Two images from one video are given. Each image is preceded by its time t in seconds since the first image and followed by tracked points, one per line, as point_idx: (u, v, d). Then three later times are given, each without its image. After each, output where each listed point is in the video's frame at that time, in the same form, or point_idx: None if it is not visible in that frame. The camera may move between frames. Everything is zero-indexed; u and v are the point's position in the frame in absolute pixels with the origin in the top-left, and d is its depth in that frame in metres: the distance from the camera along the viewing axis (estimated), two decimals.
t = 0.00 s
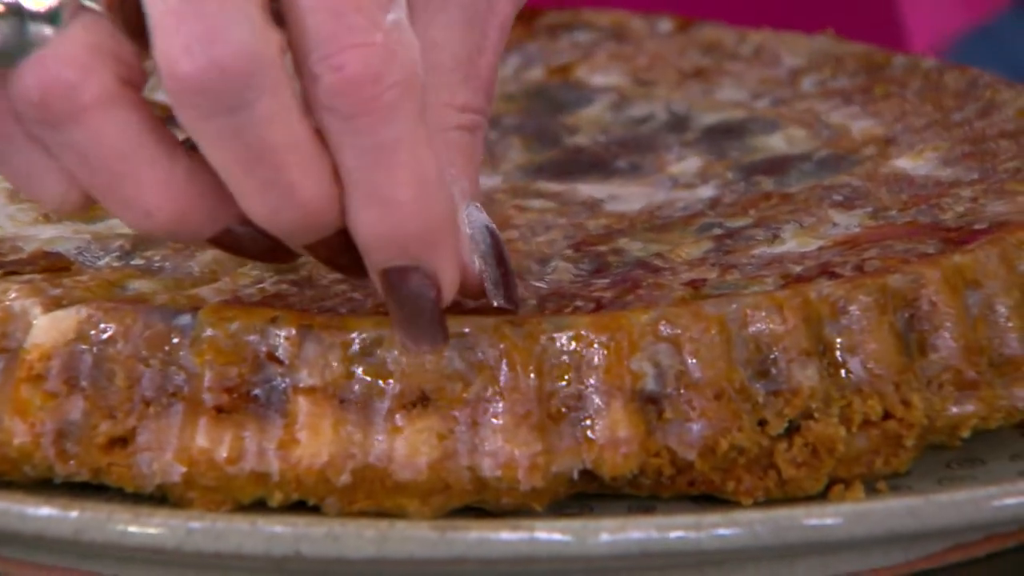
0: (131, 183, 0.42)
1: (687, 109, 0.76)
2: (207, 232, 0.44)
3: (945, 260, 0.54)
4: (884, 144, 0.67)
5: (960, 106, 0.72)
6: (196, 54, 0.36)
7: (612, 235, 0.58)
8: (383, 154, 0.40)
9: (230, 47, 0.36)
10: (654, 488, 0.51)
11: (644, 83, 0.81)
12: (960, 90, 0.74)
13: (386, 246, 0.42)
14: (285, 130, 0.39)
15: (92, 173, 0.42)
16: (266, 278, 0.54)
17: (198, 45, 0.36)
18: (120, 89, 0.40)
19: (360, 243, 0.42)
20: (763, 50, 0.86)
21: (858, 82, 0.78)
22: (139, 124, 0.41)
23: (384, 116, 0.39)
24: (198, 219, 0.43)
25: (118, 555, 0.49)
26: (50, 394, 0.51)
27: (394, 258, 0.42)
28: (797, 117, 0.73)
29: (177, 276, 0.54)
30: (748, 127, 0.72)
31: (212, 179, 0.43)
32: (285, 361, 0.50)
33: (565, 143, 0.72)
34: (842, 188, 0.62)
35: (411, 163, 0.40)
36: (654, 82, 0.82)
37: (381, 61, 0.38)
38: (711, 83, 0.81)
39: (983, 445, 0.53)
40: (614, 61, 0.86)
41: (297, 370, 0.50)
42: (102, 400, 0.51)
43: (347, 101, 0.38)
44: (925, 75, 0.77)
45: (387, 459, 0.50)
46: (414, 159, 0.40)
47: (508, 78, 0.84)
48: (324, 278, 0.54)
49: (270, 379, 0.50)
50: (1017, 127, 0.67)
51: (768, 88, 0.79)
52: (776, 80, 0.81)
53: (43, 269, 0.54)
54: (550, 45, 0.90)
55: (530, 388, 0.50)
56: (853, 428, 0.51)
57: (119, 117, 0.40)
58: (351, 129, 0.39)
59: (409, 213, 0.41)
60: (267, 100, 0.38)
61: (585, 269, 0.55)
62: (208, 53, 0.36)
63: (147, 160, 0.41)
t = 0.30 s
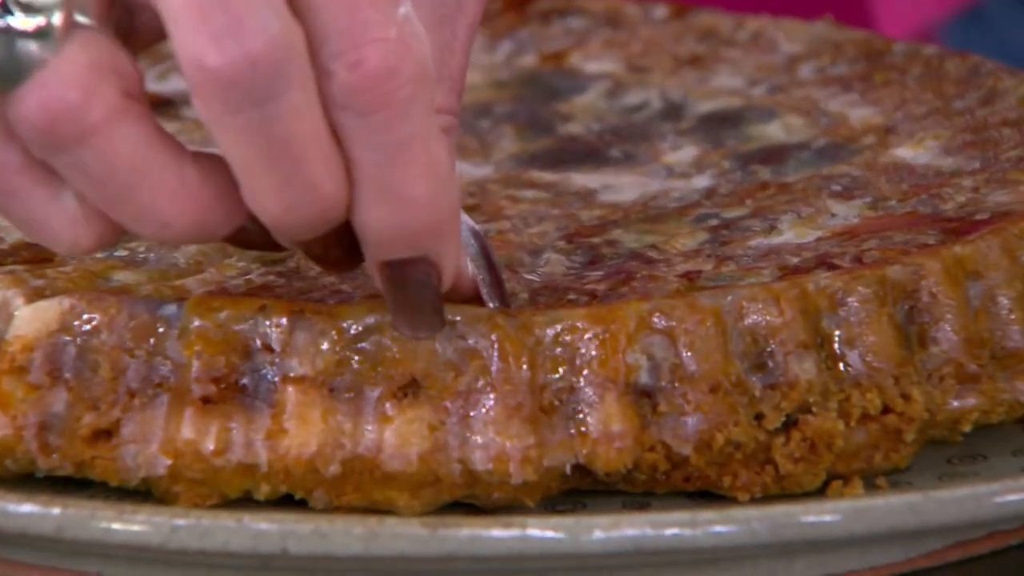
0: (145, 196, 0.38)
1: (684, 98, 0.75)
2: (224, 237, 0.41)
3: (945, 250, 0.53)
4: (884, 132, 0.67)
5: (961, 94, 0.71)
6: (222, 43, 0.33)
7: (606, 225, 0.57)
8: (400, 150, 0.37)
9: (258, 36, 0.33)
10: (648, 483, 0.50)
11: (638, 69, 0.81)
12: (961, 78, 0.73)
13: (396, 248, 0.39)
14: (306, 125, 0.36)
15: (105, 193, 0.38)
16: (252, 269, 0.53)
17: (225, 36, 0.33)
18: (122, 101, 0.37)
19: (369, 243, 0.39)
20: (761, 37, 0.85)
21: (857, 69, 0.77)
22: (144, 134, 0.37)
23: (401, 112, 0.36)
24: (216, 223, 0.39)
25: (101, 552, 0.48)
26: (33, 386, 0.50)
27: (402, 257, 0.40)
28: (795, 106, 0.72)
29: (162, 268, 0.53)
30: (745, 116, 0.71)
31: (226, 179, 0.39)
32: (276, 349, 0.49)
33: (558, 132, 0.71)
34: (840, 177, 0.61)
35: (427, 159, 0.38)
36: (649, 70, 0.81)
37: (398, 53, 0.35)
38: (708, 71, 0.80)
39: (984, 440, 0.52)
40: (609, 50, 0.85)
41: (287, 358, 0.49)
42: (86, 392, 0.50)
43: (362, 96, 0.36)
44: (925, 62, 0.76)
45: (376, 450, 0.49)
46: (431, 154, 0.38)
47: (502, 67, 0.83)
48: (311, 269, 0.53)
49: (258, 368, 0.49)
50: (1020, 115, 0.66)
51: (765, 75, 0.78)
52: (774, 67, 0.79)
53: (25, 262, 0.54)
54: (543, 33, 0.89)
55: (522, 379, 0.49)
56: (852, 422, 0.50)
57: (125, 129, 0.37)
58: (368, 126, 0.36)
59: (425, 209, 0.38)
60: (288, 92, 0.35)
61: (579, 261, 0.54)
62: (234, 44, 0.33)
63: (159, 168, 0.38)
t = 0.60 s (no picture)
0: (124, 175, 0.40)
1: (683, 86, 0.74)
2: (206, 210, 0.43)
3: (950, 243, 0.51)
4: (887, 122, 0.65)
5: (966, 82, 0.69)
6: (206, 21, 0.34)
7: (603, 216, 0.56)
8: (387, 115, 0.38)
9: (244, 9, 0.34)
10: (647, 482, 0.49)
11: (635, 57, 0.80)
12: (966, 65, 0.72)
13: (384, 211, 0.41)
14: (294, 95, 0.37)
15: (82, 169, 0.39)
16: (242, 263, 0.52)
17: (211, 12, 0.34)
18: (99, 81, 0.38)
19: (360, 206, 0.41)
20: (762, 24, 0.83)
21: (860, 56, 0.76)
22: (122, 114, 0.39)
23: (387, 79, 0.38)
24: (197, 195, 0.41)
25: (87, 551, 0.47)
26: (17, 382, 0.49)
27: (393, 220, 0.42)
28: (797, 94, 0.71)
29: (149, 261, 0.52)
30: (745, 104, 0.70)
31: (203, 154, 0.41)
32: (263, 351, 0.48)
33: (554, 121, 0.70)
34: (843, 168, 0.60)
35: (415, 126, 0.39)
36: (647, 58, 0.79)
37: (384, 21, 0.37)
38: (707, 58, 0.79)
39: (990, 436, 0.51)
40: (606, 36, 0.83)
41: (275, 360, 0.48)
42: (71, 389, 0.49)
43: (348, 65, 0.37)
44: (929, 50, 0.75)
45: (369, 453, 0.48)
46: (417, 121, 0.39)
47: (498, 56, 0.82)
48: (302, 262, 0.52)
49: (246, 370, 0.48)
50: None
51: (766, 63, 0.77)
52: (775, 55, 0.78)
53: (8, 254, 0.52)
54: (539, 21, 0.88)
55: (517, 379, 0.48)
56: (854, 419, 0.49)
57: (103, 108, 0.38)
58: (354, 93, 0.38)
59: (412, 175, 0.40)
60: (273, 67, 0.36)
61: (575, 253, 0.53)
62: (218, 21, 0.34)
63: (138, 147, 0.39)
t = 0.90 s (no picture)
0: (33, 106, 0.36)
1: (675, 76, 0.73)
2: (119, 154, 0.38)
3: (949, 235, 0.50)
4: (884, 112, 0.64)
5: (964, 71, 0.69)
6: None
7: (594, 208, 0.55)
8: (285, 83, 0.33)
9: None
10: (639, 479, 0.48)
11: (627, 44, 0.79)
12: (965, 54, 0.71)
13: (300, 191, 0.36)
14: (204, 60, 0.34)
15: None
16: (225, 255, 0.51)
17: None
18: None
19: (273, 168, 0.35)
20: (756, 12, 0.82)
21: (856, 45, 0.75)
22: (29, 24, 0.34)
23: (286, 37, 0.33)
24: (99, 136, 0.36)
25: (66, 550, 0.46)
26: None
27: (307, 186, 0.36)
28: (791, 83, 0.70)
29: (131, 255, 0.50)
30: (739, 94, 0.69)
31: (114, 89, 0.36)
32: (247, 346, 0.47)
33: (545, 111, 0.69)
34: (839, 159, 0.59)
35: (322, 87, 0.34)
36: (639, 46, 0.78)
37: None
38: (701, 47, 0.78)
39: (989, 433, 0.51)
40: (598, 25, 0.82)
41: (258, 354, 0.47)
42: (50, 385, 0.48)
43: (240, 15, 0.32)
44: (926, 39, 0.74)
45: (355, 450, 0.47)
46: (325, 80, 0.34)
47: (489, 45, 0.81)
48: (286, 254, 0.51)
49: (230, 364, 0.47)
50: None
51: (760, 51, 0.76)
52: (770, 44, 0.77)
53: None
54: (530, 9, 0.87)
55: (506, 373, 0.47)
56: (851, 415, 0.48)
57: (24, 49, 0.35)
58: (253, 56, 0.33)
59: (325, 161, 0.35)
60: (179, 27, 0.33)
61: (566, 246, 0.52)
62: None
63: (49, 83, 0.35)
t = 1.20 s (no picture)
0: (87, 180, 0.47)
1: (669, 66, 0.72)
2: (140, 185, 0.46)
3: (948, 229, 0.50)
4: (881, 103, 0.63)
5: (964, 62, 0.68)
6: (78, 49, 0.41)
7: (585, 202, 0.54)
8: (242, 123, 0.43)
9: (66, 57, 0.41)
10: (632, 479, 0.47)
11: (619, 34, 0.78)
12: (964, 43, 0.70)
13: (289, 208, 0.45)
14: (165, 121, 0.43)
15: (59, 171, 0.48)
16: (209, 251, 0.50)
17: (81, 43, 0.41)
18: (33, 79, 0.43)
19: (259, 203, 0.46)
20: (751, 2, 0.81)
21: (853, 35, 0.74)
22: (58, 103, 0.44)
23: (231, 85, 0.42)
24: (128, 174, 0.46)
25: (46, 552, 0.45)
26: None
27: (300, 219, 0.46)
28: (787, 74, 0.69)
29: (112, 250, 0.50)
30: (734, 85, 0.68)
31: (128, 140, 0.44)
32: (232, 344, 0.46)
33: (536, 103, 0.68)
34: (835, 151, 0.58)
35: (277, 126, 0.43)
36: (632, 36, 0.77)
37: (219, 26, 0.41)
38: (695, 38, 0.77)
39: (989, 432, 0.50)
40: (590, 15, 0.82)
41: (244, 352, 0.46)
42: (30, 383, 0.47)
43: (197, 68, 0.42)
44: (925, 28, 0.73)
45: (341, 450, 0.45)
46: (279, 118, 0.43)
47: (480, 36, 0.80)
48: (271, 251, 0.50)
49: (213, 363, 0.46)
50: None
51: (755, 42, 0.75)
52: (765, 33, 0.76)
53: None
54: None
55: (496, 371, 0.46)
56: (848, 414, 0.47)
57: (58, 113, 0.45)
58: (212, 104, 0.43)
59: (293, 179, 0.44)
60: (140, 93, 0.42)
61: (557, 241, 0.51)
62: (89, 49, 0.41)
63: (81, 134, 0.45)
